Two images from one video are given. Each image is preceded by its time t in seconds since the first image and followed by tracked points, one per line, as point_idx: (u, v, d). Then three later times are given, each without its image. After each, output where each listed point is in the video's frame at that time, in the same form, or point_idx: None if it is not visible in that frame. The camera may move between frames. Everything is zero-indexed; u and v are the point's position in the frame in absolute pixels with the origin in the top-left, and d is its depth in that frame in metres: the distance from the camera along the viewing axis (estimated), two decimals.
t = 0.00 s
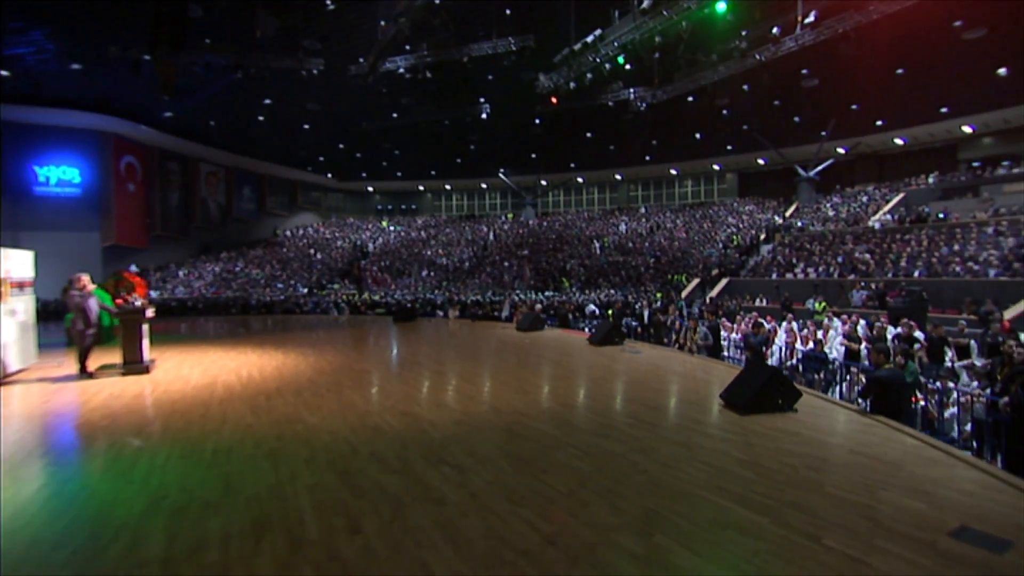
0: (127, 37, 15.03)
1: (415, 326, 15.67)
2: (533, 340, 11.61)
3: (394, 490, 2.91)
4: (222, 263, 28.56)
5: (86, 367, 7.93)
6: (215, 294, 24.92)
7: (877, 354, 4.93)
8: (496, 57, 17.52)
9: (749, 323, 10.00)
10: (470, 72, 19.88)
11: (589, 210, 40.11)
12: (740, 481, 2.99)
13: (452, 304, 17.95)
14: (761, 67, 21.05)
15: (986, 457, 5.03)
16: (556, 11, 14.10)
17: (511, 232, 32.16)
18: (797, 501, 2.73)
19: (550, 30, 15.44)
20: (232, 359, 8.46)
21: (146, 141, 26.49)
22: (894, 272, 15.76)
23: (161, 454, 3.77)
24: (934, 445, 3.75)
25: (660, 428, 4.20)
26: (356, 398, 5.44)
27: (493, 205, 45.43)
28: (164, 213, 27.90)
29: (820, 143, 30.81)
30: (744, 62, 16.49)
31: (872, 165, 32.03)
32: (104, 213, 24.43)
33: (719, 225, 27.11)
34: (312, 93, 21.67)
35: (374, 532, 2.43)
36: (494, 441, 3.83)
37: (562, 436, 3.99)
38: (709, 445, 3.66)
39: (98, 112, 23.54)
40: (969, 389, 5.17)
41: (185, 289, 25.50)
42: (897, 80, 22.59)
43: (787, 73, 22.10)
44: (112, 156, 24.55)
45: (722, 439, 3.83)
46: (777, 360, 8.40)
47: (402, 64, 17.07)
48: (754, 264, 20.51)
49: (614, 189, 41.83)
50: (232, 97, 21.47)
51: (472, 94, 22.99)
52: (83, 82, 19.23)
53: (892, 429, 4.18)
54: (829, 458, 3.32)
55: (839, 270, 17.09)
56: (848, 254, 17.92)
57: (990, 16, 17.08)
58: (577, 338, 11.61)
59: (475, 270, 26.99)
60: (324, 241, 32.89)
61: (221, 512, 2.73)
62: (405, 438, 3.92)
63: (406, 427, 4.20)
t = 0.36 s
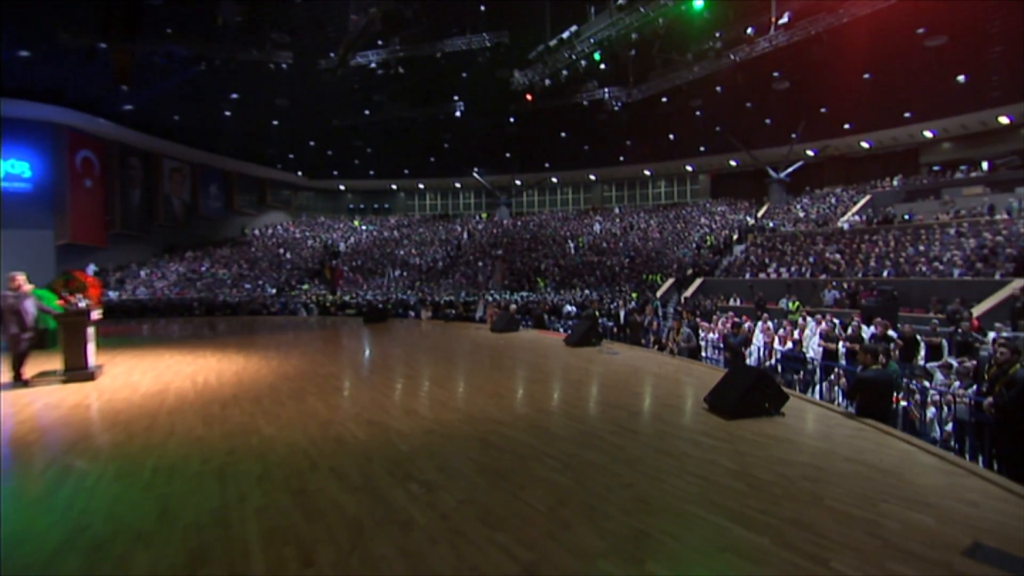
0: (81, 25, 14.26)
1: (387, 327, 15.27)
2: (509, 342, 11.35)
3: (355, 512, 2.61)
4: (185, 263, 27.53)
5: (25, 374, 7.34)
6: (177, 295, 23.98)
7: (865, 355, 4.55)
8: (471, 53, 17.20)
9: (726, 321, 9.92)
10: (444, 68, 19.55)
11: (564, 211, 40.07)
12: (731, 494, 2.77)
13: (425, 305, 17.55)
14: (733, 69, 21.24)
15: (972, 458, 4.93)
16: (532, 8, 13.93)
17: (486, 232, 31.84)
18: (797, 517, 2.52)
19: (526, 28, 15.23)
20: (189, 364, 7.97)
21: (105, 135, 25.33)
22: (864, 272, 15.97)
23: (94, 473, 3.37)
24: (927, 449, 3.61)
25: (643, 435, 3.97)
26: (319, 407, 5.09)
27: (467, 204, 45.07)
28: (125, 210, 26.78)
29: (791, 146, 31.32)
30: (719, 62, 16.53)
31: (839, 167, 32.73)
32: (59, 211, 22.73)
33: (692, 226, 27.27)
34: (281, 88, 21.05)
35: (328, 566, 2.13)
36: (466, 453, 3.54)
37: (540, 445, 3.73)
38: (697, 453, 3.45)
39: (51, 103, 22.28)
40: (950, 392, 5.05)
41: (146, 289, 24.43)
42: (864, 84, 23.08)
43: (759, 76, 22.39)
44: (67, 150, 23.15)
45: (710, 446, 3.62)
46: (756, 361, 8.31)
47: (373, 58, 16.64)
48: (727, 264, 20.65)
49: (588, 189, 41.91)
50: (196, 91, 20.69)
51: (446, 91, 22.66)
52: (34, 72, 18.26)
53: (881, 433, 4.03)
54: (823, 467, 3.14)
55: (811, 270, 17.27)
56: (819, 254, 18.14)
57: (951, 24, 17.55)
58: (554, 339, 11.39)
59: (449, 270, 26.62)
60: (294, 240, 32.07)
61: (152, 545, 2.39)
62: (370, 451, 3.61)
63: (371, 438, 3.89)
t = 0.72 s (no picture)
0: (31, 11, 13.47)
1: (358, 328, 14.82)
2: (483, 343, 11.05)
3: (309, 541, 2.32)
4: (148, 262, 26.49)
5: None
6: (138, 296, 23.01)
7: (855, 357, 4.38)
8: (445, 49, 16.85)
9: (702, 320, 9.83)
10: (418, 64, 19.16)
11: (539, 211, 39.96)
12: (725, 511, 2.56)
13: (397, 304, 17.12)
14: (707, 71, 21.38)
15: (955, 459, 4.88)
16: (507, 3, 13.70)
17: (460, 232, 31.46)
18: (798, 536, 2.31)
19: (500, 23, 15.00)
20: (142, 369, 7.49)
21: (60, 128, 24.15)
22: (835, 271, 16.14)
23: (14, 498, 2.99)
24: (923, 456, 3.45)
25: (624, 443, 3.75)
26: (281, 415, 4.75)
27: (441, 204, 44.63)
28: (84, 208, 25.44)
29: (762, 147, 31.72)
30: (694, 61, 16.52)
31: (809, 169, 33.34)
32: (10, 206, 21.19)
33: (666, 226, 27.38)
34: (247, 83, 20.38)
35: None
36: (436, 467, 3.27)
37: (516, 457, 3.48)
38: (682, 463, 3.24)
39: None
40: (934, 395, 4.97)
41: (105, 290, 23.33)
42: (833, 88, 23.47)
43: (732, 78, 22.60)
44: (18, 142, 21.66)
45: (698, 454, 3.42)
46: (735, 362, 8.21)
47: (343, 54, 16.14)
48: (702, 264, 20.73)
49: (563, 189, 41.88)
50: (157, 85, 19.87)
51: (419, 88, 22.25)
52: None
53: (873, 439, 3.88)
54: (819, 477, 2.95)
55: (784, 270, 17.41)
56: (791, 254, 18.33)
57: (916, 29, 17.94)
58: (530, 340, 11.16)
59: (422, 270, 26.18)
60: (262, 240, 31.21)
61: None
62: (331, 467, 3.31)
63: (333, 451, 3.59)
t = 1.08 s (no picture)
0: None
1: (328, 330, 14.35)
2: (458, 344, 10.75)
3: None
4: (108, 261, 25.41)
5: None
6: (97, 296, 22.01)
7: (851, 357, 4.06)
8: (419, 44, 16.50)
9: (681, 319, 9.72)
10: (391, 60, 18.78)
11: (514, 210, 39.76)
12: (719, 529, 2.37)
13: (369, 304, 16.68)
14: (682, 72, 21.50)
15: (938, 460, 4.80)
16: None
17: (435, 231, 31.04)
18: (803, 559, 2.10)
19: (476, 18, 14.75)
20: (91, 376, 6.99)
21: (14, 121, 22.94)
22: (809, 271, 16.27)
23: None
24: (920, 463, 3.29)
25: (607, 452, 3.53)
26: (238, 426, 4.40)
27: (415, 203, 44.10)
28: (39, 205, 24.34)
29: (736, 149, 32.06)
30: (671, 60, 16.48)
31: (780, 171, 33.86)
32: None
33: (641, 226, 27.44)
34: (213, 77, 19.70)
35: None
36: (404, 484, 3.02)
37: (492, 469, 3.25)
38: (669, 474, 3.05)
39: None
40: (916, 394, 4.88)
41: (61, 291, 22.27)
42: (804, 91, 23.81)
43: (706, 80, 22.76)
44: None
45: (686, 463, 3.21)
46: (714, 362, 8.08)
47: (313, 48, 15.65)
48: (677, 264, 20.81)
49: (539, 189, 41.75)
50: (117, 76, 19.03)
51: (393, 85, 21.85)
52: None
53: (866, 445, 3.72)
54: (817, 489, 2.75)
55: (759, 270, 17.52)
56: (765, 254, 18.47)
57: (884, 35, 18.31)
58: (506, 341, 10.92)
59: (396, 270, 25.71)
60: (230, 238, 30.28)
61: None
62: (290, 490, 3.02)
63: (291, 470, 3.28)
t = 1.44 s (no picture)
0: None
1: (297, 332, 13.85)
2: (433, 346, 10.44)
3: None
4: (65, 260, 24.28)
5: None
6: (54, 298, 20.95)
7: (846, 359, 3.93)
8: (393, 39, 16.13)
9: (661, 319, 9.60)
10: (366, 55, 18.40)
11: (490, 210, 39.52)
12: (716, 551, 2.20)
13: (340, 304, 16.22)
14: (658, 73, 21.56)
15: (924, 462, 4.71)
16: None
17: (409, 231, 30.58)
18: None
19: (451, 13, 14.50)
20: (33, 384, 6.49)
21: None
22: (783, 271, 16.38)
23: None
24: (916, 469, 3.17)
25: (590, 462, 3.33)
26: (190, 440, 4.07)
27: (389, 202, 43.49)
28: None
29: (710, 150, 32.35)
30: (647, 59, 16.42)
31: (753, 172, 34.34)
32: None
33: (617, 226, 27.45)
34: (178, 71, 18.96)
35: None
36: (374, 506, 2.77)
37: (468, 484, 3.01)
38: (658, 488, 2.85)
39: None
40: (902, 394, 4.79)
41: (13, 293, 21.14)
42: (777, 94, 24.10)
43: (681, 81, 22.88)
44: None
45: (676, 474, 3.02)
46: (693, 362, 7.93)
47: (284, 40, 15.16)
48: (653, 264, 20.81)
49: (514, 189, 41.56)
50: (75, 67, 18.15)
51: (367, 81, 21.40)
52: None
53: (857, 449, 3.59)
54: (820, 503, 2.58)
55: (734, 270, 17.60)
56: (739, 254, 18.58)
57: (854, 39, 18.61)
58: (482, 342, 10.66)
59: (369, 270, 25.17)
60: (197, 237, 29.32)
61: None
62: (246, 516, 2.73)
63: (247, 494, 3.01)
